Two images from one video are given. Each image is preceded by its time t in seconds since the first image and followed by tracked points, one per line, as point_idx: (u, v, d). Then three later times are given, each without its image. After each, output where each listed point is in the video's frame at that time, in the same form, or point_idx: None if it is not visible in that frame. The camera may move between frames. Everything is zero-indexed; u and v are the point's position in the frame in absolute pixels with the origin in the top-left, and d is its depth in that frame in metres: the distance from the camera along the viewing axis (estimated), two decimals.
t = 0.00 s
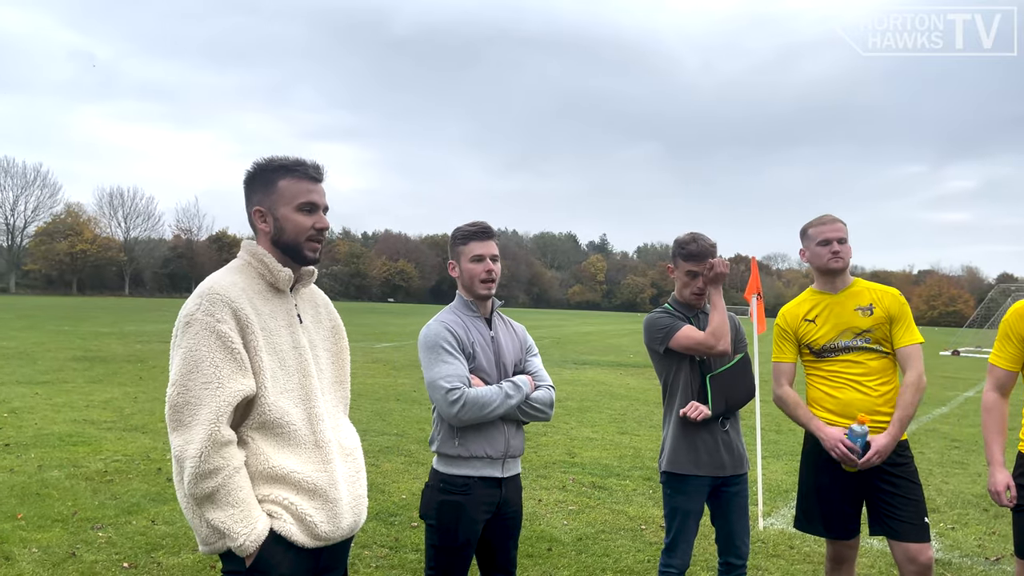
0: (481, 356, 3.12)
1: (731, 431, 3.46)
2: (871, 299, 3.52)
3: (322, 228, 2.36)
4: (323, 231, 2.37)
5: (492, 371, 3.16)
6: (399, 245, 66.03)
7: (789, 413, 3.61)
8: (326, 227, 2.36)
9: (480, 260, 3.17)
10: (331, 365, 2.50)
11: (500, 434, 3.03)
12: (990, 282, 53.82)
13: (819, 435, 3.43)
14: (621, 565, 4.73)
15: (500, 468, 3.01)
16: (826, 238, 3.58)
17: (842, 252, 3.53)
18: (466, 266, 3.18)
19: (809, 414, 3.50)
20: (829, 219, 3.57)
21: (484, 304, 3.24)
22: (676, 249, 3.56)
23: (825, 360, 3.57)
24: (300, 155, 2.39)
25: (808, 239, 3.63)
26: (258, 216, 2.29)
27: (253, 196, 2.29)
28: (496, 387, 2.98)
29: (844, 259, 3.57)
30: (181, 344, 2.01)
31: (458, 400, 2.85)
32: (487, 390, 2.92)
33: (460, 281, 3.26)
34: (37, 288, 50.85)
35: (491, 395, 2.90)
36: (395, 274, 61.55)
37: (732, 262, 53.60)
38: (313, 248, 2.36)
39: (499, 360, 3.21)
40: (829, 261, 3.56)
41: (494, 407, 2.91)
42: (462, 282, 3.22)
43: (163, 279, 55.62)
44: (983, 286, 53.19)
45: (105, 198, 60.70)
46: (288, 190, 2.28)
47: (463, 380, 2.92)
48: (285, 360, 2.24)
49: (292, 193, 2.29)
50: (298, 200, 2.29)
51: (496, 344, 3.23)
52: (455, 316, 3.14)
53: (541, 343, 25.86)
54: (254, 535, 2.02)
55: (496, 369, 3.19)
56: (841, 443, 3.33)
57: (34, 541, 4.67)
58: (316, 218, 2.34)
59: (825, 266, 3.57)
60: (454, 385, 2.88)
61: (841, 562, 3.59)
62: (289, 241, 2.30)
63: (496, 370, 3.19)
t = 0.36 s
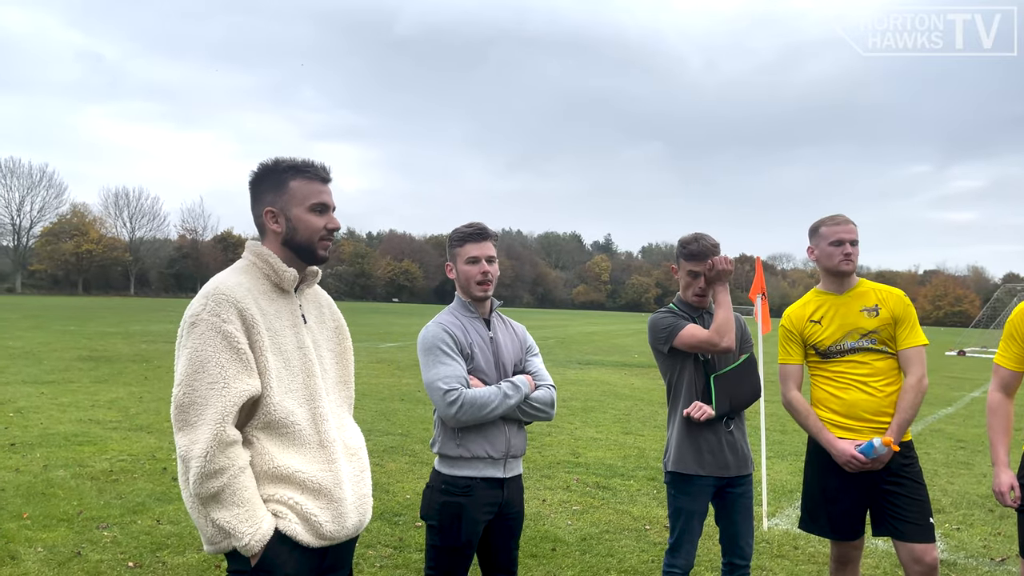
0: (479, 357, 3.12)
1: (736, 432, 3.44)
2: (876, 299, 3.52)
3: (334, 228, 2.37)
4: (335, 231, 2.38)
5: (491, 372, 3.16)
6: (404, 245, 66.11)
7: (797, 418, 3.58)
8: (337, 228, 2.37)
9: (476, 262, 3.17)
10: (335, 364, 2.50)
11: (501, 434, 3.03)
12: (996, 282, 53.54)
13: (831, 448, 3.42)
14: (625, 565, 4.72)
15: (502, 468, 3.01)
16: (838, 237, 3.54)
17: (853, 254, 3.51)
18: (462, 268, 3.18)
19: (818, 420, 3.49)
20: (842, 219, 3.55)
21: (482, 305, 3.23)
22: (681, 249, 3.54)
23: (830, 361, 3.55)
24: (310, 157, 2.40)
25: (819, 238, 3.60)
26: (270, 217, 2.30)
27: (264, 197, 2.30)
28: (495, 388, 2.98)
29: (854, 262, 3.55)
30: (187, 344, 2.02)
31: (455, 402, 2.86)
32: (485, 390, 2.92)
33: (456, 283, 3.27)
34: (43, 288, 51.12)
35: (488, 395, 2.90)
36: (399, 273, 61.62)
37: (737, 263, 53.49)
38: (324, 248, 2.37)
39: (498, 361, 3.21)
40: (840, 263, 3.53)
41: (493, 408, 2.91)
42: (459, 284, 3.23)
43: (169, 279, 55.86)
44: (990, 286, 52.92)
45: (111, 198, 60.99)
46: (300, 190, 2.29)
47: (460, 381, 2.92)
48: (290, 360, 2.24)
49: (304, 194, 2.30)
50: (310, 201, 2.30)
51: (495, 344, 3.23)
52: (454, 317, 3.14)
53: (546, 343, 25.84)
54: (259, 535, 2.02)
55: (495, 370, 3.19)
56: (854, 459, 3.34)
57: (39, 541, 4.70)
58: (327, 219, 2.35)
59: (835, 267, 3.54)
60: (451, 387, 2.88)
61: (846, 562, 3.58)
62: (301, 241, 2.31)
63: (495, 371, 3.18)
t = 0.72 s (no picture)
0: (482, 357, 3.12)
1: (740, 433, 3.43)
2: (885, 300, 3.50)
3: (345, 235, 2.38)
4: (345, 239, 2.39)
5: (495, 372, 3.16)
6: (408, 245, 66.19)
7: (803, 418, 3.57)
8: (348, 235, 2.38)
9: (477, 262, 3.16)
10: (338, 365, 2.51)
11: (504, 434, 3.04)
12: (1002, 281, 53.29)
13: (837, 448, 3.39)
14: (629, 565, 4.72)
15: (505, 467, 3.01)
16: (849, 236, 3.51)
17: (863, 255, 3.48)
18: (463, 269, 3.18)
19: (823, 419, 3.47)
20: (853, 218, 3.52)
21: (484, 304, 3.23)
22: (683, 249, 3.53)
23: (838, 360, 3.54)
24: (325, 163, 2.40)
25: (830, 237, 3.57)
26: (281, 222, 2.30)
27: (278, 201, 2.31)
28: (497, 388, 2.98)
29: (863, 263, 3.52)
30: (195, 344, 2.02)
31: (459, 403, 2.86)
32: (487, 391, 2.91)
33: (459, 284, 3.27)
34: (49, 288, 51.36)
35: (491, 396, 2.90)
36: (403, 273, 61.70)
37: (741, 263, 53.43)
38: (334, 256, 2.37)
39: (501, 361, 3.21)
40: (850, 264, 3.50)
41: (496, 408, 2.91)
42: (462, 285, 3.23)
43: (174, 279, 56.08)
44: (995, 285, 52.65)
45: (116, 199, 61.25)
46: (314, 197, 2.29)
47: (463, 383, 2.92)
48: (295, 361, 2.25)
49: (318, 201, 2.30)
50: (323, 208, 2.30)
51: (498, 345, 3.22)
52: (456, 318, 3.14)
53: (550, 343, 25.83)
54: (267, 534, 2.03)
55: (498, 370, 3.19)
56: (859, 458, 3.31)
57: (45, 540, 4.72)
58: (339, 226, 2.36)
59: (846, 269, 3.52)
60: (454, 388, 2.88)
61: (851, 562, 3.56)
62: (312, 247, 2.31)
63: (498, 371, 3.18)
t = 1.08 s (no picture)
0: (486, 357, 3.12)
1: (744, 432, 3.42)
2: (890, 300, 3.49)
3: (343, 247, 2.37)
4: (344, 250, 2.38)
5: (498, 372, 3.16)
6: (411, 245, 66.23)
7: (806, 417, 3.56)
8: (347, 246, 2.36)
9: (480, 264, 3.16)
10: (339, 371, 2.51)
11: (507, 434, 3.04)
12: (1007, 281, 53.04)
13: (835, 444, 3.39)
14: (634, 565, 4.71)
15: (508, 467, 3.01)
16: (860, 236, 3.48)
17: (873, 255, 3.45)
18: (467, 270, 3.19)
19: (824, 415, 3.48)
20: (864, 217, 3.48)
21: (487, 304, 3.23)
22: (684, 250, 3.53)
23: (842, 360, 3.53)
24: (328, 174, 2.40)
25: (839, 235, 3.54)
26: (280, 230, 2.31)
27: (277, 209, 2.32)
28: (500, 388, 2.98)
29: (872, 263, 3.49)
30: (192, 353, 2.03)
31: (462, 401, 2.86)
32: (491, 390, 2.92)
33: (463, 283, 3.28)
34: (54, 289, 51.59)
35: (495, 395, 2.90)
36: (407, 274, 61.77)
37: (746, 263, 53.38)
38: (333, 266, 2.36)
39: (504, 361, 3.21)
40: (858, 264, 3.48)
41: (499, 408, 2.91)
42: (466, 286, 3.23)
43: (178, 279, 56.27)
44: (1000, 285, 52.40)
45: (120, 199, 61.47)
46: (312, 208, 2.29)
47: (467, 381, 2.92)
48: (294, 367, 2.25)
49: (316, 212, 2.29)
50: (322, 219, 2.30)
51: (502, 345, 3.22)
52: (460, 317, 3.14)
53: (554, 343, 25.81)
54: (272, 539, 2.03)
55: (501, 371, 3.18)
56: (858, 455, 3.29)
57: (50, 540, 4.74)
58: (337, 238, 2.34)
59: (854, 268, 3.49)
60: (457, 387, 2.88)
61: (855, 562, 3.55)
62: (309, 257, 2.31)
63: (501, 371, 3.18)
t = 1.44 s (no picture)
0: (483, 358, 3.12)
1: (747, 433, 3.41)
2: (892, 299, 3.48)
3: (332, 232, 2.36)
4: (334, 235, 2.37)
5: (495, 374, 3.15)
6: (415, 245, 66.29)
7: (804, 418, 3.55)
8: (335, 232, 2.36)
9: (474, 265, 3.17)
10: (344, 367, 2.52)
11: (503, 436, 3.02)
12: (1013, 281, 52.76)
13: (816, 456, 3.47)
14: (637, 565, 4.70)
15: (502, 470, 3.00)
16: (865, 238, 3.44)
17: (876, 258, 3.44)
18: (463, 272, 3.22)
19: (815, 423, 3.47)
20: (869, 218, 3.44)
21: (488, 305, 3.22)
22: (689, 250, 3.52)
23: (844, 360, 3.51)
24: (312, 161, 2.41)
25: (844, 236, 3.51)
26: (270, 221, 2.32)
27: (265, 201, 2.33)
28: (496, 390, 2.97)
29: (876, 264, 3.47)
30: (190, 349, 2.04)
31: (455, 403, 2.87)
32: (484, 393, 2.91)
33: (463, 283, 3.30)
34: (59, 288, 51.83)
35: (488, 397, 2.90)
36: (411, 273, 61.80)
37: (750, 262, 53.29)
38: (323, 254, 2.35)
39: (503, 362, 3.20)
40: (862, 267, 3.47)
41: (492, 410, 2.90)
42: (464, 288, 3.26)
43: (183, 279, 56.45)
44: (1006, 285, 52.16)
45: (125, 199, 61.71)
46: (298, 194, 2.29)
47: (461, 384, 2.92)
48: (295, 364, 2.26)
49: (302, 199, 2.30)
50: (308, 205, 2.30)
51: (502, 347, 3.21)
52: (459, 318, 3.14)
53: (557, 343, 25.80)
54: (267, 536, 2.03)
55: (499, 372, 3.18)
56: (831, 471, 3.37)
57: (54, 539, 4.76)
58: (325, 223, 2.34)
59: (857, 271, 3.49)
60: (451, 388, 2.89)
61: (858, 562, 3.54)
62: (298, 245, 2.31)
63: (499, 372, 3.17)
